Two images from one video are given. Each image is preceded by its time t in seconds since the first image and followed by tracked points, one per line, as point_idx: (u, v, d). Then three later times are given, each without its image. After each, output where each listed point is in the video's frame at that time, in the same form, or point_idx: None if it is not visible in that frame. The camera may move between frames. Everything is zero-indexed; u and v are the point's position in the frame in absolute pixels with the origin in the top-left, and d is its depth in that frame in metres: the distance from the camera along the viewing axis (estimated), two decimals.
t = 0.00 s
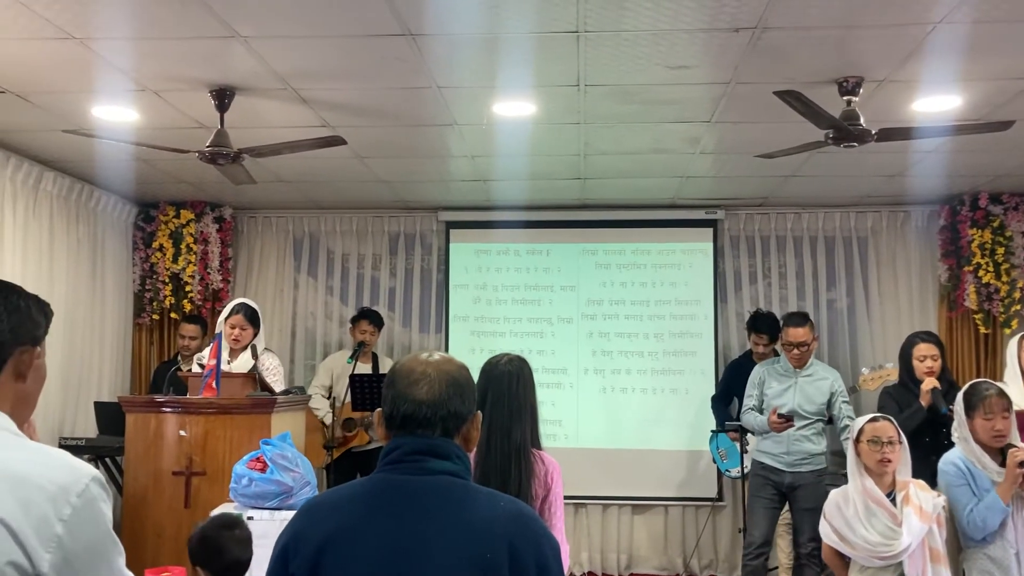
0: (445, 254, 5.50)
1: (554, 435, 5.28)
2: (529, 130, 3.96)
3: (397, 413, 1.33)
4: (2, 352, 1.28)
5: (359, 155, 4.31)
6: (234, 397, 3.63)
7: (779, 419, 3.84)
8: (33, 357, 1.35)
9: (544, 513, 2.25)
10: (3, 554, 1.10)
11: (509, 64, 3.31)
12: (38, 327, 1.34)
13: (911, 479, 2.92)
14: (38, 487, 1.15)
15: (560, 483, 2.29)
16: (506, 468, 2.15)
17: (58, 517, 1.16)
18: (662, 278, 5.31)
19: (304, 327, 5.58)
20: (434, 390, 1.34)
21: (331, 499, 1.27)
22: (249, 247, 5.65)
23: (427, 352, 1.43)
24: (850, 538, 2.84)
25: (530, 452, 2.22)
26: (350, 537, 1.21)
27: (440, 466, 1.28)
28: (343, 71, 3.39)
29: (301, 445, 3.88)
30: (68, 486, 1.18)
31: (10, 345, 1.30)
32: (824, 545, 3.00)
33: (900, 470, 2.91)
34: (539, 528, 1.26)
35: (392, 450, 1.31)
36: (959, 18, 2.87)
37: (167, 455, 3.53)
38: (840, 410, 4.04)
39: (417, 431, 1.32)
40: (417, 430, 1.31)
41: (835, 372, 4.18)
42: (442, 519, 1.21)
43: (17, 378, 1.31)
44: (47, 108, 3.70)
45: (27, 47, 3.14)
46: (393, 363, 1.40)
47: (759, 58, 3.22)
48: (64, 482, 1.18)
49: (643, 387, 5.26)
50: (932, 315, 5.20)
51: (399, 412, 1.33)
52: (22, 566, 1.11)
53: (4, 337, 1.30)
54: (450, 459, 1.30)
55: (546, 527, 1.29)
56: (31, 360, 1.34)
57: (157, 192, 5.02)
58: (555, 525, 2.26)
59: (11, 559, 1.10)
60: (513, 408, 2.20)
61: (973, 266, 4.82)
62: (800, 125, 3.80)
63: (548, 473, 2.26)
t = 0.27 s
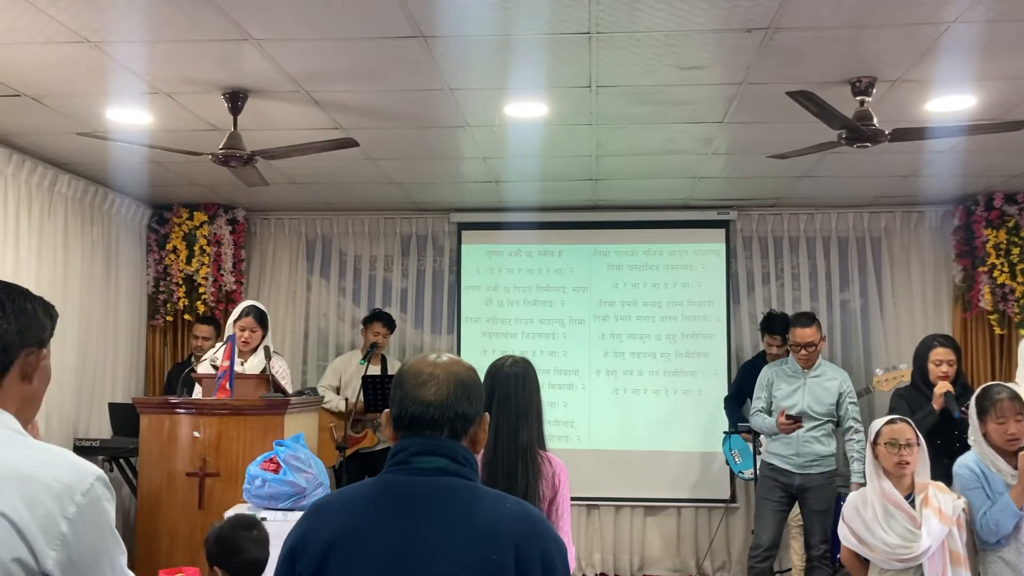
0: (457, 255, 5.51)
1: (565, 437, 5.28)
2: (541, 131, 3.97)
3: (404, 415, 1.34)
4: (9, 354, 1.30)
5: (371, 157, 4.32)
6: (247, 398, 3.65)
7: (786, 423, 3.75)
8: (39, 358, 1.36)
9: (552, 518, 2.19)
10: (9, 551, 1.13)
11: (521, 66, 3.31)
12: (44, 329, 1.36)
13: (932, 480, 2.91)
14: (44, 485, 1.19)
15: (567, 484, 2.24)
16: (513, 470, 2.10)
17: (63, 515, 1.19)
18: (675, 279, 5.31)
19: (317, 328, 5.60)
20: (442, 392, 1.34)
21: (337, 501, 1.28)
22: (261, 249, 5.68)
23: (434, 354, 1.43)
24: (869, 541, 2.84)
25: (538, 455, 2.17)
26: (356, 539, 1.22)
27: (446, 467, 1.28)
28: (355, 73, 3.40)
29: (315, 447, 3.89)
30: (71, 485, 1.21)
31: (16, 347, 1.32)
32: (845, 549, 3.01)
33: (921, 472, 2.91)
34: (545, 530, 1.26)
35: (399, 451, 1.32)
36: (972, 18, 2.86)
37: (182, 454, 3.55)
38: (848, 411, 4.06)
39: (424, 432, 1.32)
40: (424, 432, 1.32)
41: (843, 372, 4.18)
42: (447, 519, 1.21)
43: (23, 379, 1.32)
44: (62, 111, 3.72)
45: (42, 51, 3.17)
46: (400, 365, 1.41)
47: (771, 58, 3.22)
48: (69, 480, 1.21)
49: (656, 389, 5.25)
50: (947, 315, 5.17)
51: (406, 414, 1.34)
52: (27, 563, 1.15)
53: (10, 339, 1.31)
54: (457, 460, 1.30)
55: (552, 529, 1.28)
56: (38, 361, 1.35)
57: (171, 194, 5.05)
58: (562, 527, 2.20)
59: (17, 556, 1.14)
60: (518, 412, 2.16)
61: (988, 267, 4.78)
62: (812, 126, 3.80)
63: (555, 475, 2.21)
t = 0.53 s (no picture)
0: (468, 256, 5.52)
1: (577, 438, 5.28)
2: (552, 133, 3.97)
3: (413, 416, 1.34)
4: (7, 356, 1.30)
5: (382, 159, 4.34)
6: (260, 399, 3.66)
7: (789, 424, 3.79)
8: (38, 361, 1.36)
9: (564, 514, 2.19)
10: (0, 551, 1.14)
11: (532, 67, 3.31)
12: (43, 331, 1.36)
13: (946, 480, 2.90)
14: (37, 486, 1.19)
15: (579, 483, 2.23)
16: (523, 471, 2.09)
17: (55, 515, 1.19)
18: (687, 279, 5.30)
19: (329, 330, 5.62)
20: (450, 393, 1.34)
21: (344, 503, 1.28)
22: (273, 250, 5.70)
23: (444, 356, 1.44)
24: (880, 540, 2.84)
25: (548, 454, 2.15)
26: (363, 540, 1.22)
27: (452, 468, 1.28)
28: (367, 75, 3.41)
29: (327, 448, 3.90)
30: (64, 486, 1.21)
31: (14, 349, 1.32)
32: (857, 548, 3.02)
33: (934, 471, 2.90)
34: (551, 531, 1.26)
35: (407, 452, 1.32)
36: (985, 17, 2.85)
37: (195, 455, 3.56)
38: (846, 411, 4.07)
39: (431, 433, 1.33)
40: (433, 433, 1.32)
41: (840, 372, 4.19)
42: (454, 521, 1.22)
43: (21, 381, 1.32)
44: (76, 114, 3.75)
45: (56, 54, 3.19)
46: (409, 367, 1.42)
47: (783, 59, 3.21)
48: (63, 481, 1.21)
49: (667, 390, 5.24)
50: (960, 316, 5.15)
51: (415, 415, 1.34)
52: (19, 562, 1.15)
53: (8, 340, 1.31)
54: (464, 461, 1.30)
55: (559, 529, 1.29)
56: (36, 364, 1.35)
57: (184, 197, 5.08)
58: (574, 525, 2.19)
59: (8, 556, 1.14)
60: (526, 412, 2.14)
61: (1002, 267, 4.72)
62: (825, 126, 3.79)
63: (567, 472, 2.21)
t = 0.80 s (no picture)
0: (479, 258, 5.53)
1: (588, 440, 5.28)
2: (563, 134, 3.98)
3: (424, 417, 1.34)
4: (18, 357, 1.30)
5: (394, 160, 4.35)
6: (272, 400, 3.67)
7: (783, 424, 3.72)
8: (49, 361, 1.36)
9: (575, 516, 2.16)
10: (17, 550, 1.15)
11: (543, 69, 3.32)
12: (54, 332, 1.35)
13: (959, 483, 2.89)
14: (52, 486, 1.20)
15: (592, 483, 2.21)
16: (534, 472, 2.07)
17: (71, 514, 1.20)
18: (698, 280, 5.29)
19: (340, 331, 5.64)
20: (462, 394, 1.34)
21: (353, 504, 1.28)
22: (285, 252, 5.73)
23: (455, 358, 1.43)
24: (892, 542, 2.85)
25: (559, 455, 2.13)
26: (372, 542, 1.22)
27: (461, 470, 1.28)
28: (378, 78, 3.42)
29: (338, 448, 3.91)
30: (79, 485, 1.22)
31: (24, 350, 1.32)
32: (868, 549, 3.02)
33: (946, 472, 2.89)
34: (561, 532, 1.26)
35: (417, 453, 1.32)
36: (998, 17, 2.84)
37: (207, 456, 3.58)
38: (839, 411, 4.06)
39: (443, 434, 1.32)
40: (444, 434, 1.32)
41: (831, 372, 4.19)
42: (463, 522, 1.21)
43: (32, 382, 1.32)
44: (89, 117, 3.78)
45: (69, 58, 3.21)
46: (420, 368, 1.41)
47: (794, 60, 3.21)
48: (77, 480, 1.22)
49: (678, 391, 5.24)
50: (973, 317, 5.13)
51: (426, 416, 1.34)
52: (36, 561, 1.16)
53: (19, 341, 1.31)
54: (473, 462, 1.30)
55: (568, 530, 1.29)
56: (48, 364, 1.35)
57: (196, 199, 5.10)
58: (587, 527, 2.15)
59: (26, 555, 1.15)
60: (536, 411, 2.13)
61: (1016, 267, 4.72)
62: (836, 126, 3.78)
63: (579, 472, 2.19)
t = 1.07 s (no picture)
0: (489, 259, 5.53)
1: (598, 441, 5.27)
2: (574, 135, 3.98)
3: (439, 418, 1.32)
4: (47, 358, 1.30)
5: (404, 162, 4.36)
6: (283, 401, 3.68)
7: (781, 428, 3.69)
8: (77, 361, 1.35)
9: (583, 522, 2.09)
10: (51, 552, 1.15)
11: (554, 70, 3.32)
12: (82, 332, 1.35)
13: (969, 485, 2.89)
14: (83, 487, 1.20)
15: (599, 488, 2.13)
16: (545, 475, 2.02)
17: (103, 515, 1.20)
18: (708, 280, 5.29)
19: (350, 332, 5.65)
20: (476, 395, 1.32)
21: (366, 505, 1.25)
22: (296, 253, 5.74)
23: (468, 358, 1.41)
24: (902, 544, 2.84)
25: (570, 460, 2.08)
26: (385, 544, 1.18)
27: (475, 470, 1.25)
28: (389, 79, 3.43)
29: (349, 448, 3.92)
30: (110, 486, 1.22)
31: (54, 350, 1.31)
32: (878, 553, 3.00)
33: (957, 475, 2.91)
34: (576, 533, 1.23)
35: (431, 454, 1.29)
36: (1010, 16, 2.83)
37: (218, 457, 3.58)
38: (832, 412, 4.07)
39: (457, 436, 1.30)
40: (458, 435, 1.30)
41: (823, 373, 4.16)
42: (477, 523, 1.18)
43: (61, 383, 1.32)
44: (102, 119, 3.79)
45: (82, 60, 3.23)
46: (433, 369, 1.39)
47: (805, 59, 3.20)
48: (108, 481, 1.22)
49: (688, 392, 5.23)
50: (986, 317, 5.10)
51: (441, 417, 1.32)
52: (71, 562, 1.17)
53: (48, 341, 1.31)
54: (488, 463, 1.27)
55: (584, 532, 1.25)
56: (76, 364, 1.35)
57: (208, 200, 5.13)
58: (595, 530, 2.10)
59: (60, 556, 1.16)
60: (545, 418, 2.07)
61: None
62: (848, 126, 3.77)
63: (587, 476, 2.11)
